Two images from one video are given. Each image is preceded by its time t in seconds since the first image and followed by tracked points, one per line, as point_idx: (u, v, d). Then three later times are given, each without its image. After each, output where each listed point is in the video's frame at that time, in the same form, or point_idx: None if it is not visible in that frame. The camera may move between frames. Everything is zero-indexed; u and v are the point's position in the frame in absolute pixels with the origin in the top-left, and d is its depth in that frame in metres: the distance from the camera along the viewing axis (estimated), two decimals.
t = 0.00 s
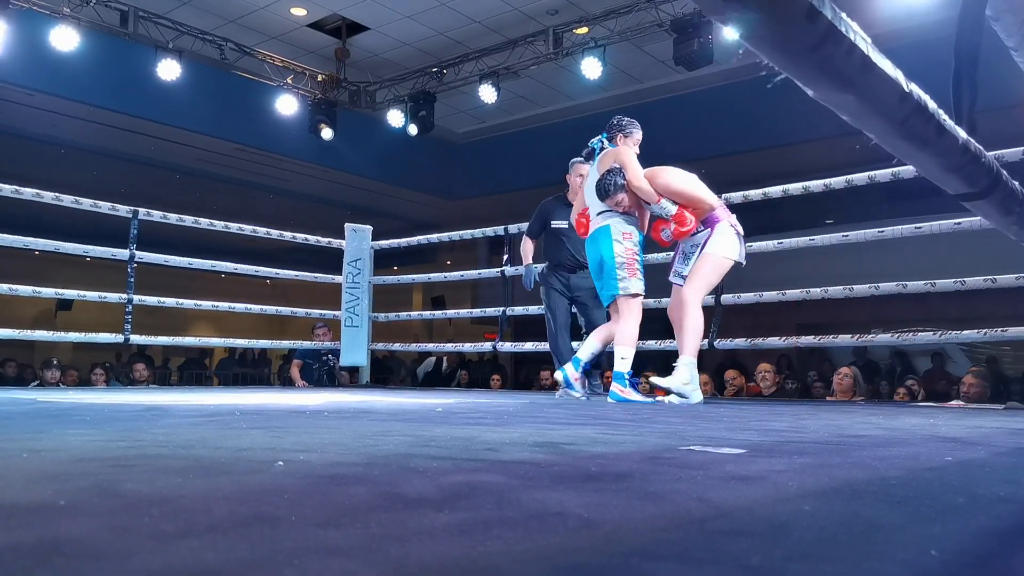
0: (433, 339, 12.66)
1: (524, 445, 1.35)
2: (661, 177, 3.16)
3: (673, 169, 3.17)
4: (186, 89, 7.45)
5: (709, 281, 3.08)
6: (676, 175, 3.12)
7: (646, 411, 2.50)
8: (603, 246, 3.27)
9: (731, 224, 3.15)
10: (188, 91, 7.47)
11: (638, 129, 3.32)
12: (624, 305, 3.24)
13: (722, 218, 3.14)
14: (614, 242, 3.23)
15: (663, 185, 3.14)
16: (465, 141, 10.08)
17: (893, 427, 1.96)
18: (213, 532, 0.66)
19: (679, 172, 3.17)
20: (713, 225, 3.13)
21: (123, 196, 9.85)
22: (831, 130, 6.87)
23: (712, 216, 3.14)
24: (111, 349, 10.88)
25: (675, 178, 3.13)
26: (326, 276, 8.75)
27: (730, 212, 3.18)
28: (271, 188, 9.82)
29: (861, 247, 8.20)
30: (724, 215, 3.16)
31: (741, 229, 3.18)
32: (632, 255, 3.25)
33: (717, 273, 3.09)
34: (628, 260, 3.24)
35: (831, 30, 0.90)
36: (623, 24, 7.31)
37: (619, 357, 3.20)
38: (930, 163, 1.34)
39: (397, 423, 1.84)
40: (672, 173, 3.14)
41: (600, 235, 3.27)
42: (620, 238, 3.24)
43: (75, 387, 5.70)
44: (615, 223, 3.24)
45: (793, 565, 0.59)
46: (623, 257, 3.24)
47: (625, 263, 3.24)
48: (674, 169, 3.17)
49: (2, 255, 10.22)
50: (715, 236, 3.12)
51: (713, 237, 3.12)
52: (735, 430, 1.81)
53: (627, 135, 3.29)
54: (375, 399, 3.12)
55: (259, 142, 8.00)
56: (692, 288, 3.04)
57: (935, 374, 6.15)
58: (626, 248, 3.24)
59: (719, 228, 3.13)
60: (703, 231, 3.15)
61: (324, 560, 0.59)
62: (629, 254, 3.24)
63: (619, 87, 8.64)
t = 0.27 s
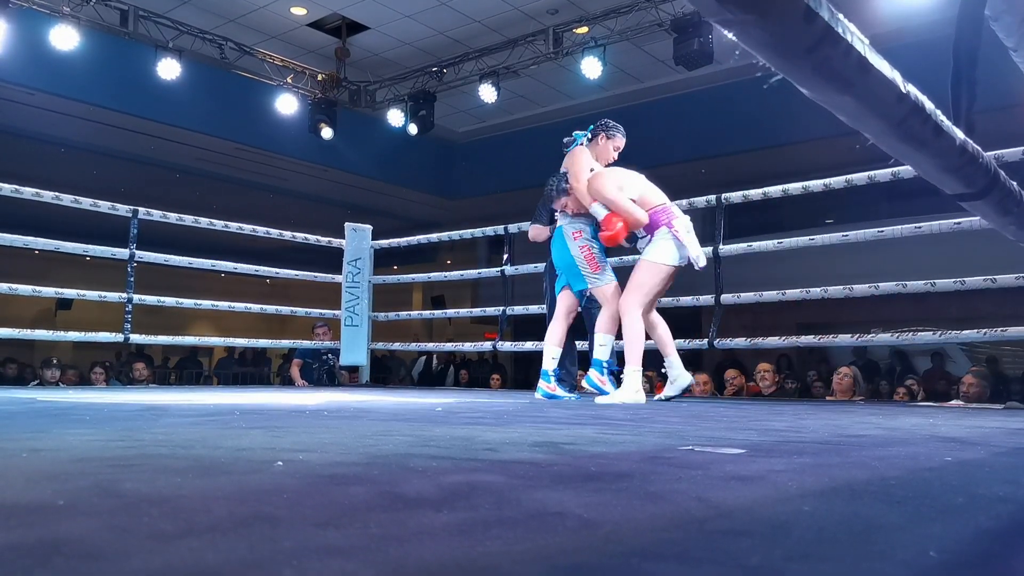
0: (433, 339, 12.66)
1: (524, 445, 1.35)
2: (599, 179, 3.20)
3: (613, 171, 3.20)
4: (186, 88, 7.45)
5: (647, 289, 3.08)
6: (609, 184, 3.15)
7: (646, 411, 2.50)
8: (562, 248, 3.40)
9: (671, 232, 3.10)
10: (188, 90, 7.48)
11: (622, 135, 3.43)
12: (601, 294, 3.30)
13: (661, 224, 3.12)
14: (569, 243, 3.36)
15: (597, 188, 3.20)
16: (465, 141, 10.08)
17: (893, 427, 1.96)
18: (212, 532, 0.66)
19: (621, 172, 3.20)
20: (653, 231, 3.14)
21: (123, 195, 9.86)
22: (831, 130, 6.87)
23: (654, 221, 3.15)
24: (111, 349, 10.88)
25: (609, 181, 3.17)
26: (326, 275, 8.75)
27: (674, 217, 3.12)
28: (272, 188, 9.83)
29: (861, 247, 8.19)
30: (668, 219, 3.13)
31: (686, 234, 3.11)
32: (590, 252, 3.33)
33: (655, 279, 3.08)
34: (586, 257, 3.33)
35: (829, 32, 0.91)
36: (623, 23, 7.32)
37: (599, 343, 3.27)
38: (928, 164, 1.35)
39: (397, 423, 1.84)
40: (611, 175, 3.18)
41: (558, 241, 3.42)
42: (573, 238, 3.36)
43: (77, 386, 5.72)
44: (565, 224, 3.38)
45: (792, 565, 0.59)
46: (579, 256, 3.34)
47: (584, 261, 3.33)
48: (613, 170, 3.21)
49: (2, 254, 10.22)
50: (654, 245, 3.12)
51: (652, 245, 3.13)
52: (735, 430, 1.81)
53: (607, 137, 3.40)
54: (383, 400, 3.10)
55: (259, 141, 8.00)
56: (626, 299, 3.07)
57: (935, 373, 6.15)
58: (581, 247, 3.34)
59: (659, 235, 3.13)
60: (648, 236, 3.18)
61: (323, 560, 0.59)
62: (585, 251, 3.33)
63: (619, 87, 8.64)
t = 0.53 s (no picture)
0: (433, 338, 12.67)
1: (523, 445, 1.35)
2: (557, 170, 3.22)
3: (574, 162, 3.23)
4: (186, 88, 7.45)
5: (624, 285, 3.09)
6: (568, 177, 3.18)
7: (644, 411, 2.50)
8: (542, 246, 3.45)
9: (635, 219, 3.12)
10: (188, 90, 7.48)
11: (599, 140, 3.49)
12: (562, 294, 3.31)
13: (624, 211, 3.14)
14: (547, 241, 3.41)
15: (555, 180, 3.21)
16: (465, 140, 10.08)
17: (892, 426, 1.96)
18: (212, 532, 0.66)
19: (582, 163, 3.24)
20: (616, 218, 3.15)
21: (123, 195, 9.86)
22: (831, 130, 6.87)
23: (617, 209, 3.16)
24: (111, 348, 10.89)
25: (565, 172, 3.20)
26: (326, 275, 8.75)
27: (637, 205, 3.14)
28: (271, 187, 9.83)
29: (860, 246, 8.20)
30: (631, 207, 3.14)
31: (649, 224, 3.13)
32: (561, 252, 3.32)
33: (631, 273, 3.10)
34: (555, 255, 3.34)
35: (829, 31, 0.90)
36: (623, 22, 7.32)
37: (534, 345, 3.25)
38: (929, 163, 1.34)
39: (397, 422, 1.84)
40: (569, 166, 3.22)
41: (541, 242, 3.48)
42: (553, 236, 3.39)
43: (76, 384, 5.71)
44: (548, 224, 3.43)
45: (792, 566, 0.59)
46: (552, 254, 3.36)
47: (553, 258, 3.34)
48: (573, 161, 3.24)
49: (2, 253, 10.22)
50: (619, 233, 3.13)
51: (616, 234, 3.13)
52: (735, 429, 1.81)
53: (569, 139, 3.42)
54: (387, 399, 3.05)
55: (258, 140, 8.00)
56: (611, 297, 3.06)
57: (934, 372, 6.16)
58: (556, 245, 3.36)
59: (623, 222, 3.14)
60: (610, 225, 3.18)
61: (321, 560, 0.59)
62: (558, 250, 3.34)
63: (619, 86, 8.63)
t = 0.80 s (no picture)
0: (433, 337, 12.67)
1: (523, 443, 1.35)
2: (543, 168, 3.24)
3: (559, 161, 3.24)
4: (185, 87, 7.44)
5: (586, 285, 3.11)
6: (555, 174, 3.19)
7: (644, 410, 2.50)
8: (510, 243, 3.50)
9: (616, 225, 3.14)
10: (187, 89, 7.47)
11: (592, 131, 3.53)
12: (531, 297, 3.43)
13: (604, 216, 3.14)
14: (517, 239, 3.47)
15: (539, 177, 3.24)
16: (464, 139, 10.09)
17: (891, 425, 1.96)
18: (212, 530, 0.66)
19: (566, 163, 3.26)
20: (596, 221, 3.14)
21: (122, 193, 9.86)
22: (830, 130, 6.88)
23: (596, 213, 3.16)
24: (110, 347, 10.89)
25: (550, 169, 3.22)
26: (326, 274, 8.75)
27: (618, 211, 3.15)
28: (271, 186, 9.83)
29: (860, 246, 8.20)
30: (611, 213, 3.16)
31: (626, 232, 3.16)
32: (532, 252, 3.43)
33: (595, 274, 3.11)
34: (527, 255, 3.43)
35: (828, 31, 0.91)
36: (623, 22, 7.32)
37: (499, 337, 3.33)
38: (927, 163, 1.35)
39: (396, 421, 1.84)
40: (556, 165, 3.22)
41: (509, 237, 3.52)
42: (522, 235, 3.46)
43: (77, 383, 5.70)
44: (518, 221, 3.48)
45: (789, 564, 0.59)
46: (522, 254, 3.43)
47: (524, 258, 3.42)
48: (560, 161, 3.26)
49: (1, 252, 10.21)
50: (597, 237, 3.13)
51: (593, 237, 3.13)
52: (734, 428, 1.81)
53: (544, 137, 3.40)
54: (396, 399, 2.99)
55: (258, 139, 8.00)
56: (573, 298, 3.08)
57: (934, 372, 6.17)
58: (526, 244, 3.44)
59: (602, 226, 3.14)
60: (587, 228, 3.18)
61: (320, 559, 0.59)
62: (529, 250, 3.43)
63: (619, 85, 8.63)
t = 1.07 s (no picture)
0: (433, 336, 12.68)
1: (522, 442, 1.35)
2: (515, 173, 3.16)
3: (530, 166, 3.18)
4: (186, 86, 7.44)
5: (556, 291, 3.15)
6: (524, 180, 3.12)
7: (644, 410, 2.50)
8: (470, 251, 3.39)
9: (581, 231, 3.15)
10: (187, 88, 7.45)
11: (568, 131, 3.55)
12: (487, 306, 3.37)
13: (570, 221, 3.16)
14: (477, 249, 3.35)
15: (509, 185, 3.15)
16: (464, 138, 10.10)
17: (890, 424, 1.97)
18: (212, 530, 0.66)
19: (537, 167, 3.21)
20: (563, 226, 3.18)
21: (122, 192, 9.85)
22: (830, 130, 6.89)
23: (564, 218, 3.18)
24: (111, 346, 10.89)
25: (520, 177, 3.13)
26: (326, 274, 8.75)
27: (585, 215, 3.16)
28: (271, 185, 9.84)
29: (860, 245, 8.20)
30: (578, 218, 3.16)
31: (593, 236, 3.15)
32: (491, 263, 3.33)
33: (564, 280, 3.15)
34: (486, 266, 3.33)
35: (829, 30, 0.91)
36: (623, 21, 7.32)
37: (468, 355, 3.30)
38: (927, 162, 1.35)
39: (396, 420, 1.84)
40: (524, 169, 3.16)
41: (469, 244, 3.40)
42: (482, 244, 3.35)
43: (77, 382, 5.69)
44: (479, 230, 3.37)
45: (791, 564, 0.59)
46: (481, 264, 3.34)
47: (484, 268, 3.32)
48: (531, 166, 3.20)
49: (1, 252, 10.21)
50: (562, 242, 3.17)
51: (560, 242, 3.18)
52: (734, 428, 1.81)
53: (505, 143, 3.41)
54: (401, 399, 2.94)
55: (259, 138, 7.99)
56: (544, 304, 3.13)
57: (933, 371, 6.17)
58: (486, 254, 3.34)
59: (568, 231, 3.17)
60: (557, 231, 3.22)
61: (320, 558, 0.59)
62: (488, 261, 3.34)
63: (619, 84, 8.62)
